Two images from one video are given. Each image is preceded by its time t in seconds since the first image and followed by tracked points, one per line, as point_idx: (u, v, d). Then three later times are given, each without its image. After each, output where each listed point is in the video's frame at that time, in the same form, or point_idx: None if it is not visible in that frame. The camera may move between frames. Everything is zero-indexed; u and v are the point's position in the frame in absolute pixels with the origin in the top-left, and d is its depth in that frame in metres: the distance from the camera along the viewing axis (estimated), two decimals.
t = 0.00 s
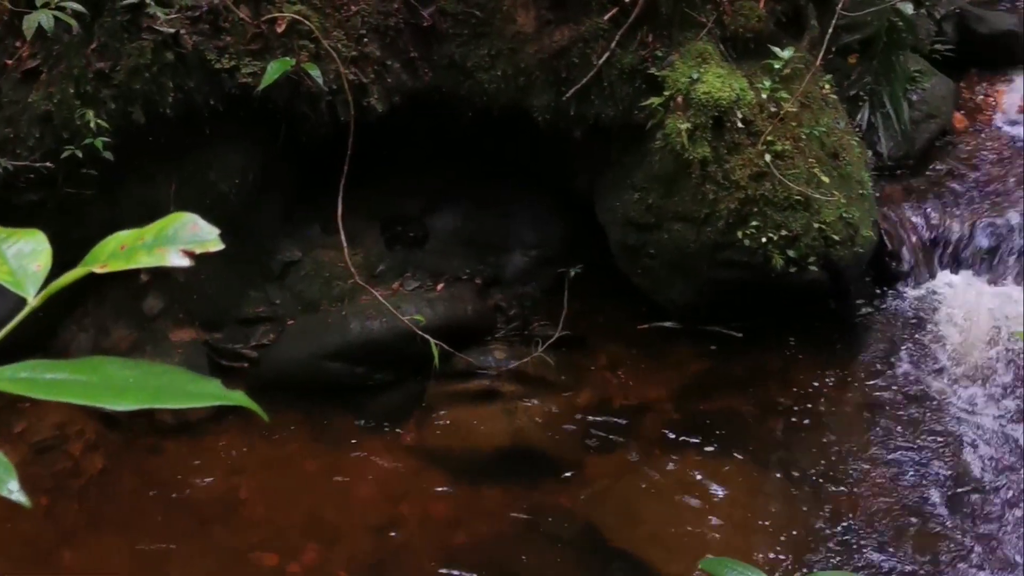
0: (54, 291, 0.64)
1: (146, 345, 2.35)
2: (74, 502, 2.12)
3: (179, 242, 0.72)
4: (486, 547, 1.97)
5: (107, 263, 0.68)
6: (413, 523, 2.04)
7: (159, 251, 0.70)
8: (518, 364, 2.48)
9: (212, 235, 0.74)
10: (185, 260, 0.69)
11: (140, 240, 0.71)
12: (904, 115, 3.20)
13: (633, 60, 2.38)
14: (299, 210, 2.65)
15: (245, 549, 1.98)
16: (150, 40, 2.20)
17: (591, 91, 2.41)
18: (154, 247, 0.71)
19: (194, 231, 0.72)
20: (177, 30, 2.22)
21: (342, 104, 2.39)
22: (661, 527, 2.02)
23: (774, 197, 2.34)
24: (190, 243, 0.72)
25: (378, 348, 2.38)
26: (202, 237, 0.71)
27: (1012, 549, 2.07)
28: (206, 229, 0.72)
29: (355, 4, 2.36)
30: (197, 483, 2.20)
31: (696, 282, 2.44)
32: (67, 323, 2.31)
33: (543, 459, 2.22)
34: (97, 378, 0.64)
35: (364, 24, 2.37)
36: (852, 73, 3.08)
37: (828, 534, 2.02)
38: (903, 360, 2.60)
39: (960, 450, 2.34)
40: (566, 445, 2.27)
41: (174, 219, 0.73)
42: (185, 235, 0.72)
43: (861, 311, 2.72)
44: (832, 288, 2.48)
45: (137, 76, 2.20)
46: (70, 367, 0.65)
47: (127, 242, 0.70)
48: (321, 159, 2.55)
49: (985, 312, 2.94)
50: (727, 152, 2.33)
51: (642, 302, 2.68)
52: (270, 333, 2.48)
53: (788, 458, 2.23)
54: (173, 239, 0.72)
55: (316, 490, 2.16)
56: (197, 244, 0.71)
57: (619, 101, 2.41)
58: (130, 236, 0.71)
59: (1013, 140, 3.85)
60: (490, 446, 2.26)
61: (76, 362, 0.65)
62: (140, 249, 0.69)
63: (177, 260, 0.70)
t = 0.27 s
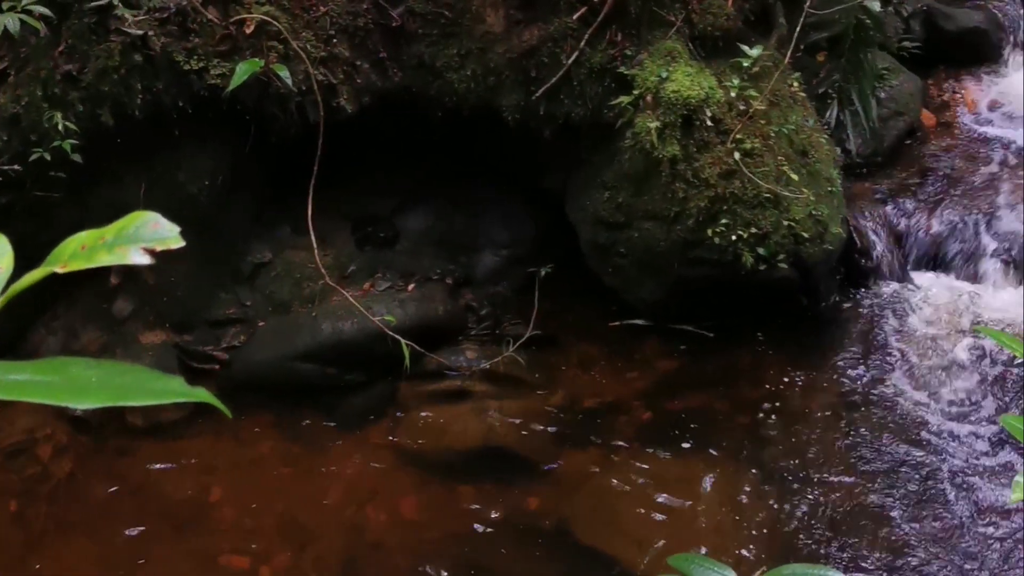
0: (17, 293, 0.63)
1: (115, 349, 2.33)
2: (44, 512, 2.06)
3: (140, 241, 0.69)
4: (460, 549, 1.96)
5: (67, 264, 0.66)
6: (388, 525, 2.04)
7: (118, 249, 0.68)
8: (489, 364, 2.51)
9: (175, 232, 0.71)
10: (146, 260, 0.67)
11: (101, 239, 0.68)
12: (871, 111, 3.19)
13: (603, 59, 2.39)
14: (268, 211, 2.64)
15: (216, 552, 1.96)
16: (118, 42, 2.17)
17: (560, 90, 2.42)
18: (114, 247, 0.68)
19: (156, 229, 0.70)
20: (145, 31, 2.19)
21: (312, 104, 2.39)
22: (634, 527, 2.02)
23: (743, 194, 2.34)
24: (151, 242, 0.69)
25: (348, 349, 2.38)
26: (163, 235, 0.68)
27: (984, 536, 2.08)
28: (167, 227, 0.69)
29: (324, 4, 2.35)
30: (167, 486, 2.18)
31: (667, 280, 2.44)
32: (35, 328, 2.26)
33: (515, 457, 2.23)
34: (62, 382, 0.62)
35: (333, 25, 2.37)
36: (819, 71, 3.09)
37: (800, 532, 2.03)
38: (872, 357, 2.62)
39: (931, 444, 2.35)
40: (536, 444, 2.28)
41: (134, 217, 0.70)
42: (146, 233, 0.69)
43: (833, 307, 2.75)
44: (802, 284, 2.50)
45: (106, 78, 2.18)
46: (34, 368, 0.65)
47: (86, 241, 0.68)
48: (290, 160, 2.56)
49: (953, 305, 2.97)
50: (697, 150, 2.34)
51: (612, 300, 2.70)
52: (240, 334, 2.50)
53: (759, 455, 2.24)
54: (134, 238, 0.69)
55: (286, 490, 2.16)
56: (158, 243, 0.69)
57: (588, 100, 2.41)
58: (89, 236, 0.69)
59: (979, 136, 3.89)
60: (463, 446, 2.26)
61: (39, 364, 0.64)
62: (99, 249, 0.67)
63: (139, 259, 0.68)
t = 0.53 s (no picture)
0: None
1: (94, 351, 2.32)
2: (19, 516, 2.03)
3: (116, 248, 0.70)
4: (440, 547, 1.94)
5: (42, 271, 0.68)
6: (369, 524, 2.02)
7: (93, 257, 0.69)
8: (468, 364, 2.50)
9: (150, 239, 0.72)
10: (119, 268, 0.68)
11: (77, 246, 0.70)
12: (849, 110, 3.21)
13: (579, 59, 2.40)
14: (247, 213, 2.65)
15: (192, 554, 1.91)
16: (94, 44, 2.16)
17: (537, 90, 2.42)
18: (89, 254, 0.69)
19: (130, 236, 0.71)
20: (121, 33, 2.18)
21: (288, 105, 2.38)
22: (615, 527, 2.01)
23: (720, 193, 2.35)
24: (125, 249, 0.70)
25: (325, 351, 2.39)
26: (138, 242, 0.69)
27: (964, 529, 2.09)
28: (143, 233, 0.70)
29: (300, 5, 2.35)
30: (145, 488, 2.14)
31: (646, 279, 2.45)
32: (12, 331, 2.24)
33: (495, 457, 2.23)
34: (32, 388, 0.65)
35: (309, 26, 2.36)
36: (795, 70, 3.11)
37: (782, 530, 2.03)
38: (853, 354, 2.63)
39: (912, 440, 2.36)
40: (514, 444, 2.27)
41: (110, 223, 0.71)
42: (121, 241, 0.71)
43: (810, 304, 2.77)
44: (780, 282, 2.51)
45: (81, 80, 2.17)
46: (9, 374, 0.67)
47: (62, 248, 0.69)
48: (267, 161, 2.58)
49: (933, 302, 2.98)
50: (674, 149, 2.34)
51: (591, 300, 2.70)
52: (218, 336, 2.49)
53: (738, 452, 2.24)
54: (111, 245, 0.70)
55: (265, 491, 2.13)
56: (132, 251, 0.70)
57: (565, 100, 2.42)
58: (66, 242, 0.70)
59: (953, 132, 3.91)
60: (442, 446, 2.26)
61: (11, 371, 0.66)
62: (74, 257, 0.68)
63: (113, 266, 0.69)
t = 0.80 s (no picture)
0: None
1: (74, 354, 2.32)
2: None
3: (102, 257, 0.60)
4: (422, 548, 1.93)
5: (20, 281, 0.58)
6: (351, 525, 2.00)
7: (77, 267, 0.59)
8: (449, 364, 2.52)
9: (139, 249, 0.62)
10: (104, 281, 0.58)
11: (61, 253, 0.60)
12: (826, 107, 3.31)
13: (559, 58, 2.40)
14: (228, 214, 2.66)
15: (175, 556, 1.89)
16: (72, 46, 2.13)
17: (516, 89, 2.42)
18: (72, 263, 0.59)
19: (116, 245, 0.61)
20: (99, 35, 2.16)
21: (268, 106, 2.37)
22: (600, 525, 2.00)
23: (700, 192, 2.36)
24: (111, 259, 0.60)
25: (306, 352, 2.38)
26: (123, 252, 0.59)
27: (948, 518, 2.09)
28: (130, 241, 0.60)
29: (279, 5, 2.33)
30: (125, 489, 2.12)
31: (625, 277, 2.46)
32: None
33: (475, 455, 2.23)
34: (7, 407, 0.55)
35: (288, 26, 2.35)
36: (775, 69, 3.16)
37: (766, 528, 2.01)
38: (832, 351, 2.66)
39: (899, 432, 2.36)
40: (494, 443, 2.28)
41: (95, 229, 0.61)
42: (108, 249, 0.60)
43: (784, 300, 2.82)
44: (760, 278, 2.53)
45: (60, 82, 2.14)
46: None
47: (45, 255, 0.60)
48: (246, 162, 2.59)
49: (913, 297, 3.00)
50: (654, 148, 2.35)
51: (570, 298, 2.75)
52: (198, 338, 2.49)
53: (720, 449, 2.25)
54: (95, 253, 0.60)
55: (246, 493, 2.11)
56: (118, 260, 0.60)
57: (545, 99, 2.42)
58: (51, 247, 0.60)
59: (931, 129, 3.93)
60: (423, 446, 2.26)
61: None
62: (56, 265, 0.59)
63: (99, 277, 0.59)
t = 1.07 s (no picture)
0: None
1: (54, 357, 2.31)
2: None
3: (62, 251, 0.57)
4: (407, 546, 1.92)
5: None
6: (336, 526, 1.99)
7: (36, 261, 0.56)
8: (431, 364, 2.52)
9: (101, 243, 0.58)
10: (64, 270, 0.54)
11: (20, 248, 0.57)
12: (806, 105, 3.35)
13: (538, 57, 2.40)
14: (208, 216, 2.66)
15: (159, 559, 1.88)
16: (50, 49, 2.11)
17: (496, 89, 2.43)
18: (31, 258, 0.56)
19: (78, 238, 0.57)
20: (77, 38, 2.14)
21: (247, 108, 2.37)
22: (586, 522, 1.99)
23: (680, 190, 2.37)
24: (71, 251, 0.57)
25: (287, 353, 2.38)
26: (85, 242, 0.55)
27: (936, 503, 2.09)
28: (91, 233, 0.57)
29: (258, 6, 2.32)
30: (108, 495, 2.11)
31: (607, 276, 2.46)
32: None
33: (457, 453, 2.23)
34: None
35: (267, 28, 2.34)
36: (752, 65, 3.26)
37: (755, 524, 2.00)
38: (814, 347, 2.67)
39: (883, 424, 2.36)
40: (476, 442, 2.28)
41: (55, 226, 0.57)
42: (68, 243, 0.57)
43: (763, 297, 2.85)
44: (741, 275, 2.54)
45: (38, 85, 2.11)
46: None
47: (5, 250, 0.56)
48: (225, 163, 2.60)
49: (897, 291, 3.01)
50: (634, 146, 2.35)
51: (550, 297, 2.77)
52: (179, 340, 2.49)
53: (702, 446, 2.25)
54: (56, 247, 0.57)
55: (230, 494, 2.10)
56: (78, 252, 0.56)
57: (524, 99, 2.43)
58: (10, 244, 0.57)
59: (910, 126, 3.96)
60: (405, 446, 2.25)
61: None
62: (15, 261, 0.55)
63: (59, 271, 0.56)
